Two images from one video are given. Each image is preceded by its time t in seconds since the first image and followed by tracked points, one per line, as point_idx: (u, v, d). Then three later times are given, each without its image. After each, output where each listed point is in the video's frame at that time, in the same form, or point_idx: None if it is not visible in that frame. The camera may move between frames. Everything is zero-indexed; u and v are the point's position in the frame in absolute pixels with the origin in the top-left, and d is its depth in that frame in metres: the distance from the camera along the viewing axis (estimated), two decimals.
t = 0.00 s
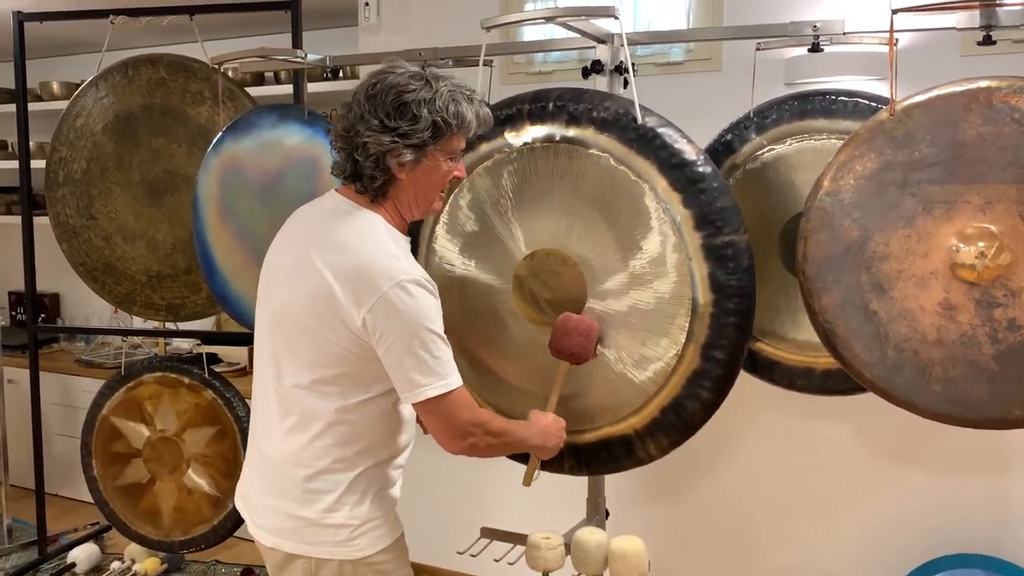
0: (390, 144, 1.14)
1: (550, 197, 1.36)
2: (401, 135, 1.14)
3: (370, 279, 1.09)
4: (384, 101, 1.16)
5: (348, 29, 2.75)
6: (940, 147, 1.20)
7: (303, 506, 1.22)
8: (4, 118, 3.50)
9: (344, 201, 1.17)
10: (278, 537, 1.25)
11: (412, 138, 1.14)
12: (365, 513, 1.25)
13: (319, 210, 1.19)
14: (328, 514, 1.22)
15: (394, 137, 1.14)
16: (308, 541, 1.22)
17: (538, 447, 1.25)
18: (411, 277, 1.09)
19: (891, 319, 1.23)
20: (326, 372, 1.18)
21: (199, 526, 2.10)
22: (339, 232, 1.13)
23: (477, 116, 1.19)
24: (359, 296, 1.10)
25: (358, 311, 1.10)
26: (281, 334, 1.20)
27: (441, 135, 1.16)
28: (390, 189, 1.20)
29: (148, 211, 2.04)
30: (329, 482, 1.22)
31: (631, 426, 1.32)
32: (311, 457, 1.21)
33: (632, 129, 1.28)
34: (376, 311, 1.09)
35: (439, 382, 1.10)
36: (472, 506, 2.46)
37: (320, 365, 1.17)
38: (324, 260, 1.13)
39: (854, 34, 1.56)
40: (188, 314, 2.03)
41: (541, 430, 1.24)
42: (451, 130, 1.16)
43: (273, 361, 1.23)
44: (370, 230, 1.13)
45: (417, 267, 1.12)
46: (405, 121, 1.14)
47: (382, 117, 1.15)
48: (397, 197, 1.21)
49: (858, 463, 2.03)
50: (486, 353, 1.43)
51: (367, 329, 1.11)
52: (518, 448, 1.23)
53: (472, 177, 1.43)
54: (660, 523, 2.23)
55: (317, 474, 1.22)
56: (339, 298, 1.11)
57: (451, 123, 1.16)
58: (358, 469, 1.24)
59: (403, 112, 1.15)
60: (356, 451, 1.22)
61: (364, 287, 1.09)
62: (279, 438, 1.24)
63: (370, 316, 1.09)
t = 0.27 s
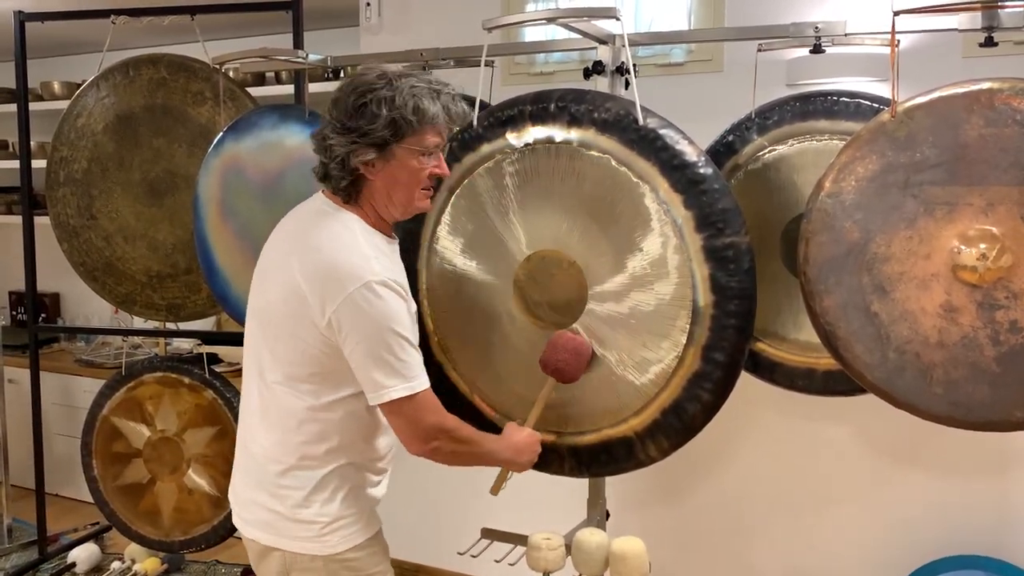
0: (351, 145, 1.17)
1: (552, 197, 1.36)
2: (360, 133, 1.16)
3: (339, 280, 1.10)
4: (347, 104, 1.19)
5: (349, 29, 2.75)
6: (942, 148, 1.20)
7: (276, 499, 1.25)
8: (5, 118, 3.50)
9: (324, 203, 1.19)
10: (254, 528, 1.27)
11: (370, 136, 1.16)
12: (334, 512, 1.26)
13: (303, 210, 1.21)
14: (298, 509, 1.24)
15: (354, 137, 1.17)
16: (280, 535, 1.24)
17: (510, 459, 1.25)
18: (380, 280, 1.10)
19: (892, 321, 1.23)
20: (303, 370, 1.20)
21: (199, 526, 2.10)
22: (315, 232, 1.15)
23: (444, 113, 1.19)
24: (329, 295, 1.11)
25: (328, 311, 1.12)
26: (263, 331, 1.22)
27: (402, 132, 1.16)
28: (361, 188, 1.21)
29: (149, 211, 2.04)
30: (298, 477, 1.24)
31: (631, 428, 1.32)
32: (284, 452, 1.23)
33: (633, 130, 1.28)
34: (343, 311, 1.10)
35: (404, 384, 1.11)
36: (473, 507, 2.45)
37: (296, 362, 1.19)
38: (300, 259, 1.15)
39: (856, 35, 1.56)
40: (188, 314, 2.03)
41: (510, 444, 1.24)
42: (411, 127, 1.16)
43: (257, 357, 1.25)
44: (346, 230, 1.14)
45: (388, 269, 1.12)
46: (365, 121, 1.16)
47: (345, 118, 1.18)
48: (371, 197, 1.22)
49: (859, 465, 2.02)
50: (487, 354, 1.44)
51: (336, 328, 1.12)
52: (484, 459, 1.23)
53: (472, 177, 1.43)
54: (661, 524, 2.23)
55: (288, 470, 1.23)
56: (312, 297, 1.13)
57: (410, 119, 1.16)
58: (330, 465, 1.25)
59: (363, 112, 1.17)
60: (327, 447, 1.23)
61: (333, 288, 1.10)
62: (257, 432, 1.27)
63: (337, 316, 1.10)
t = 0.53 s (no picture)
0: (312, 146, 1.19)
1: (551, 198, 1.36)
2: (317, 134, 1.18)
3: (297, 279, 1.10)
4: (310, 106, 1.21)
5: (349, 29, 2.75)
6: (942, 150, 1.21)
7: (252, 495, 1.27)
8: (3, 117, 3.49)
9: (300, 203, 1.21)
10: (235, 521, 1.30)
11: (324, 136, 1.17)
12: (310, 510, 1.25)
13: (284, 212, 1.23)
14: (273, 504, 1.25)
15: (313, 138, 1.18)
16: (256, 530, 1.27)
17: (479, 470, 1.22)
18: (335, 280, 1.09)
19: (892, 322, 1.23)
20: (277, 365, 1.21)
21: (197, 526, 2.09)
22: (288, 230, 1.16)
23: (399, 106, 1.17)
24: (291, 290, 1.11)
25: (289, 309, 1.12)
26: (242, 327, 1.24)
27: (355, 128, 1.16)
28: (331, 188, 1.22)
29: (148, 210, 2.04)
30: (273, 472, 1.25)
31: (630, 429, 1.32)
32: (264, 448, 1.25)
33: (633, 131, 1.28)
34: (303, 306, 1.10)
35: (360, 383, 1.09)
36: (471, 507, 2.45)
37: (269, 357, 1.20)
38: (270, 257, 1.16)
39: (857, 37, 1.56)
40: (187, 314, 2.02)
41: (474, 456, 1.21)
42: (360, 124, 1.16)
43: (240, 354, 1.27)
44: (313, 231, 1.14)
45: (351, 267, 1.12)
46: (323, 122, 1.18)
47: (308, 120, 1.20)
48: (342, 196, 1.22)
49: (857, 466, 2.03)
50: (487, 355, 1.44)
51: (298, 324, 1.12)
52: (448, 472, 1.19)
53: (473, 177, 1.43)
54: (659, 526, 2.23)
55: (262, 464, 1.25)
56: (278, 292, 1.14)
57: (359, 116, 1.15)
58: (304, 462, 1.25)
59: (321, 114, 1.18)
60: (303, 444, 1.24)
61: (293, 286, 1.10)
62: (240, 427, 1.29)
63: (296, 315, 1.11)
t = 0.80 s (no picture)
0: (303, 141, 1.17)
1: (553, 199, 1.37)
2: (308, 130, 1.16)
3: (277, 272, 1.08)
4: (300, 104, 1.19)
5: (350, 29, 2.75)
6: (943, 152, 1.21)
7: (248, 494, 1.27)
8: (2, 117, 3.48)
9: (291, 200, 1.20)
10: (231, 519, 1.31)
11: (315, 132, 1.15)
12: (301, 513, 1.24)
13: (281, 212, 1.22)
14: (264, 504, 1.25)
15: (303, 134, 1.17)
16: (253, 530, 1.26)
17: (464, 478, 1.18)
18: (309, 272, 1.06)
19: (893, 323, 1.24)
20: (265, 362, 1.19)
21: (197, 526, 2.09)
22: (277, 226, 1.16)
23: (389, 101, 1.15)
24: (272, 283, 1.10)
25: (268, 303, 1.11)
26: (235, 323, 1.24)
27: (347, 123, 1.14)
28: (323, 185, 1.20)
29: (148, 211, 2.04)
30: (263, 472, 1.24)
31: (629, 432, 1.32)
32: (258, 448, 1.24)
33: (634, 132, 1.28)
34: (280, 299, 1.08)
35: (326, 378, 1.05)
36: (471, 508, 2.45)
37: (256, 353, 1.19)
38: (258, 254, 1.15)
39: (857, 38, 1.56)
40: (187, 314, 2.02)
41: (451, 465, 1.16)
42: (350, 120, 1.14)
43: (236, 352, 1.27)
44: (300, 228, 1.13)
45: (332, 261, 1.09)
46: (313, 117, 1.16)
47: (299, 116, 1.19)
48: (335, 193, 1.20)
49: (856, 467, 2.03)
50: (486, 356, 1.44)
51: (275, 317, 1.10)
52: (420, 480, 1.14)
53: (474, 176, 1.44)
54: (658, 527, 2.23)
55: (253, 463, 1.24)
56: (260, 286, 1.13)
57: (349, 111, 1.13)
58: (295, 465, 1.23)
59: (312, 108, 1.16)
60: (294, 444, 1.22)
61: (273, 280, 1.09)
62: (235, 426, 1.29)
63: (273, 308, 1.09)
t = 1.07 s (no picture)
0: (314, 138, 1.14)
1: (555, 199, 1.37)
2: (320, 127, 1.13)
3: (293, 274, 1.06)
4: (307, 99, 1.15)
5: (349, 31, 2.75)
6: (943, 152, 1.21)
7: (270, 505, 1.26)
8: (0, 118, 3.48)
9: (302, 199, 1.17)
10: (253, 528, 1.30)
11: (328, 128, 1.12)
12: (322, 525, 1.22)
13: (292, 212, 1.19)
14: (286, 515, 1.23)
15: (315, 130, 1.14)
16: (275, 542, 1.25)
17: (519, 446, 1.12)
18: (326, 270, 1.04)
19: (894, 323, 1.24)
20: (288, 366, 1.17)
21: (196, 528, 2.08)
22: (290, 228, 1.13)
23: (404, 95, 1.13)
24: (289, 285, 1.07)
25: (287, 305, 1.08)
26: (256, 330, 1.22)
27: (361, 118, 1.11)
28: (337, 182, 1.18)
29: (147, 212, 2.04)
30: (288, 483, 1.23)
31: (631, 433, 1.32)
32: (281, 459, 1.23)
33: (636, 133, 1.28)
34: (299, 301, 1.05)
35: (351, 378, 1.02)
36: (471, 509, 2.45)
37: (279, 357, 1.16)
38: (272, 257, 1.13)
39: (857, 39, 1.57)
40: (187, 315, 2.02)
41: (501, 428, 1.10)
42: (366, 115, 1.11)
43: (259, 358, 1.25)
44: (311, 227, 1.11)
45: (349, 257, 1.06)
46: (325, 113, 1.13)
47: (308, 112, 1.15)
48: (347, 190, 1.18)
49: (855, 467, 2.03)
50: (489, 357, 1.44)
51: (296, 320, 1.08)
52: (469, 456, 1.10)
53: (477, 177, 1.44)
54: (658, 527, 2.24)
55: (278, 474, 1.23)
56: (279, 289, 1.10)
57: (364, 106, 1.10)
58: (320, 477, 1.21)
59: (322, 104, 1.13)
60: (319, 453, 1.20)
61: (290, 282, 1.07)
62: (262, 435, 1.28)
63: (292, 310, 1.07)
